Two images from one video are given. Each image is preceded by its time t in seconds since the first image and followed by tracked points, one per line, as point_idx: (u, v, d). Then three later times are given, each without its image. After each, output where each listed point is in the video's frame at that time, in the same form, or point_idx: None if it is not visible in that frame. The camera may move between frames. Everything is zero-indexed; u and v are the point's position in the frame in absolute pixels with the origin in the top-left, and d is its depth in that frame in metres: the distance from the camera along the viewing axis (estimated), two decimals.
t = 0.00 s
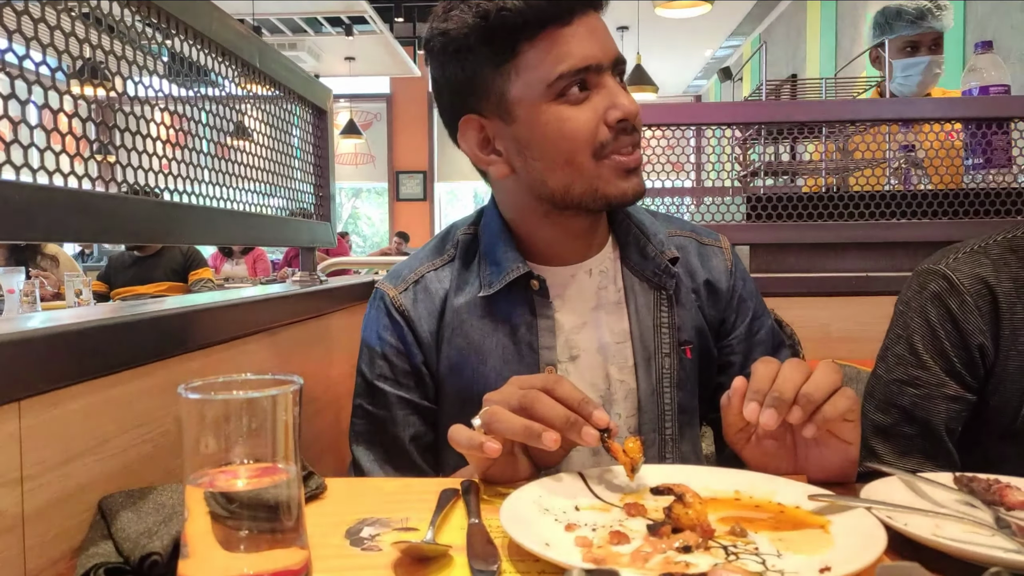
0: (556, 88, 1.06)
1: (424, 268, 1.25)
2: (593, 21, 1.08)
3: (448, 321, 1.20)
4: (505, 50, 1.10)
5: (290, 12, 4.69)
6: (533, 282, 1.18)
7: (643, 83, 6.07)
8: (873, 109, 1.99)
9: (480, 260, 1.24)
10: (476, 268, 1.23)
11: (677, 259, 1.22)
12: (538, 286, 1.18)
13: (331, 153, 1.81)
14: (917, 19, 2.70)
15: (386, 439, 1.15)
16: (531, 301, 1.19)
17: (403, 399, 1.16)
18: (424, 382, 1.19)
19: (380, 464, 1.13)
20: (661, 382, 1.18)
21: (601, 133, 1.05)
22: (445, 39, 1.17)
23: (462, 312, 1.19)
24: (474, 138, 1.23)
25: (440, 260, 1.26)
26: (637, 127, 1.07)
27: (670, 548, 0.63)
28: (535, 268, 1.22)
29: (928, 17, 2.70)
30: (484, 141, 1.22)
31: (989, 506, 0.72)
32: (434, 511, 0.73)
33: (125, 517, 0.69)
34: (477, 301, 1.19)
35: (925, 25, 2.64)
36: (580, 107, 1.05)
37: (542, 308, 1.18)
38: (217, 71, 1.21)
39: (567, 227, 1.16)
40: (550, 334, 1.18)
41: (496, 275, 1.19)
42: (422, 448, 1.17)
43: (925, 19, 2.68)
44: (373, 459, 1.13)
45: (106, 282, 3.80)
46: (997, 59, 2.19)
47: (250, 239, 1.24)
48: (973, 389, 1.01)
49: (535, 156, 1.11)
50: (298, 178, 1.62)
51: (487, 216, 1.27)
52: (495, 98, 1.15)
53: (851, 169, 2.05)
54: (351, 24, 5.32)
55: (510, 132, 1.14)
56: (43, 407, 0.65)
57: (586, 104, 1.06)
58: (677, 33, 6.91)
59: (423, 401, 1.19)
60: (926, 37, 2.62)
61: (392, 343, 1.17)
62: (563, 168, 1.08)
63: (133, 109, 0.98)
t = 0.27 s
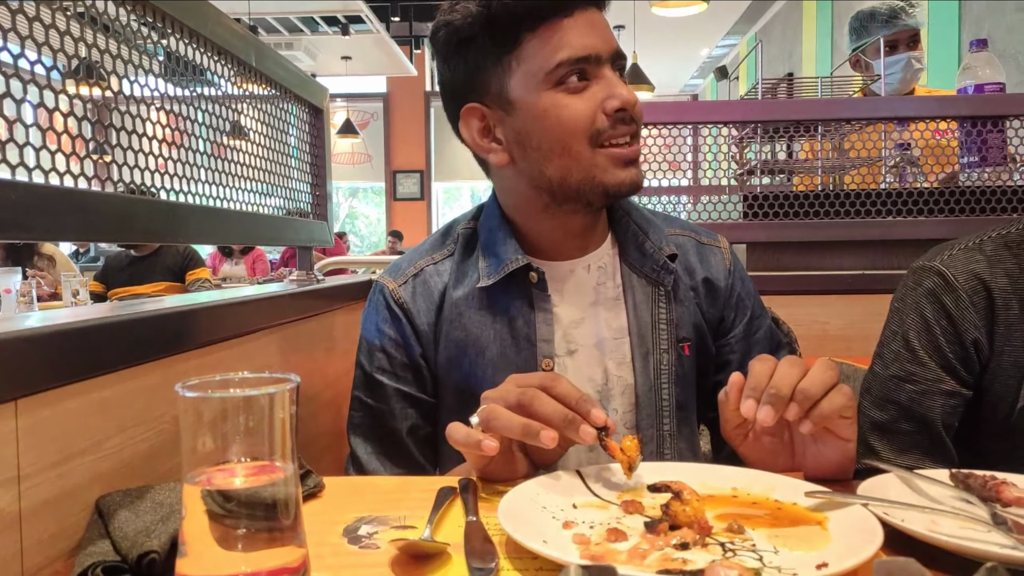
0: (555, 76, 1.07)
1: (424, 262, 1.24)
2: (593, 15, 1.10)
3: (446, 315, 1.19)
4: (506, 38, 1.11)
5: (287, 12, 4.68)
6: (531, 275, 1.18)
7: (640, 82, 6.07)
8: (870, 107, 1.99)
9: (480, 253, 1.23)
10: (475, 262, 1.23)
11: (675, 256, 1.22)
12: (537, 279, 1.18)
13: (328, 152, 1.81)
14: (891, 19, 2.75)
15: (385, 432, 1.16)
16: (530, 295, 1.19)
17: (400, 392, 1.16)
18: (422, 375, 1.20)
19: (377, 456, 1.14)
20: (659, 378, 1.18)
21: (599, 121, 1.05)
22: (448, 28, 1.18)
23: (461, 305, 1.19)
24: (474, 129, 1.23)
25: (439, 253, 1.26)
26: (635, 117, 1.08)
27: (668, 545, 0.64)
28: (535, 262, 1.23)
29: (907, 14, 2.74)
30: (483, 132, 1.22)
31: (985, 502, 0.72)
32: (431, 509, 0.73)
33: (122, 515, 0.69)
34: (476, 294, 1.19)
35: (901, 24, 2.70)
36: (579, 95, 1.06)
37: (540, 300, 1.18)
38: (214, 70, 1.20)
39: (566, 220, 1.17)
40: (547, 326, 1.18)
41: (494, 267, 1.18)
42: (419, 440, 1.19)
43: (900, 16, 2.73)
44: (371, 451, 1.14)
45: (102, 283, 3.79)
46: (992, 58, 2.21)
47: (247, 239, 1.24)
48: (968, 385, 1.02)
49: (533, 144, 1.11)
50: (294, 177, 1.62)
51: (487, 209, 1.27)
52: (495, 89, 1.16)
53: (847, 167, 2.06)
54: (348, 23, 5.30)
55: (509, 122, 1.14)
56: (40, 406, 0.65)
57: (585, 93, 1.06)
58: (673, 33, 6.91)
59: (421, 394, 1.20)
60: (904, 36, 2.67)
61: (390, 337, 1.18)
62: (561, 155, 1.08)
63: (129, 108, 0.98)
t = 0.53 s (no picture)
0: (552, 68, 1.08)
1: (425, 259, 1.25)
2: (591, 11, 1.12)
3: (447, 309, 1.19)
4: (507, 33, 1.12)
5: (288, 11, 4.68)
6: (531, 269, 1.18)
7: (641, 82, 6.06)
8: (873, 106, 1.98)
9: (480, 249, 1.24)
10: (476, 257, 1.23)
11: (675, 254, 1.22)
12: (537, 274, 1.18)
13: (330, 152, 1.81)
14: (906, 15, 2.68)
15: (385, 429, 1.15)
16: (530, 290, 1.19)
17: (400, 388, 1.16)
18: (422, 372, 1.20)
19: (377, 453, 1.14)
20: (659, 377, 1.18)
21: (596, 111, 1.05)
22: (450, 25, 1.20)
23: (461, 300, 1.19)
24: (473, 123, 1.23)
25: (440, 250, 1.26)
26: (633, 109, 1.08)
27: (667, 545, 0.64)
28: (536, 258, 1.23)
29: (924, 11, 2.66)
30: (482, 126, 1.22)
31: (986, 503, 0.72)
32: (431, 508, 0.73)
33: (122, 515, 0.69)
34: (476, 288, 1.19)
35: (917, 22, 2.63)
36: (576, 86, 1.07)
37: (539, 295, 1.18)
38: (215, 70, 1.21)
39: (565, 214, 1.17)
40: (547, 321, 1.18)
41: (495, 261, 1.19)
42: (418, 438, 1.19)
43: (915, 12, 2.66)
44: (371, 446, 1.14)
45: (103, 282, 3.80)
46: (995, 58, 2.20)
47: (248, 239, 1.24)
48: (970, 384, 1.02)
49: (530, 136, 1.11)
50: (296, 177, 1.62)
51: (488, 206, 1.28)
52: (494, 84, 1.16)
53: (848, 168, 2.06)
54: (349, 23, 5.30)
55: (507, 115, 1.15)
56: (41, 406, 0.65)
57: (582, 84, 1.07)
58: (675, 32, 6.91)
59: (421, 391, 1.19)
60: (918, 32, 2.64)
61: (391, 332, 1.18)
62: (558, 144, 1.08)
63: (130, 108, 0.98)
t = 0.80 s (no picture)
0: (549, 69, 1.08)
1: (423, 258, 1.25)
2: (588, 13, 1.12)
3: (444, 308, 1.19)
4: (506, 32, 1.12)
5: (285, 12, 4.68)
6: (528, 267, 1.19)
7: (638, 83, 6.06)
8: (869, 107, 1.99)
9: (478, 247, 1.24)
10: (474, 257, 1.23)
11: (673, 253, 1.23)
12: (534, 272, 1.18)
13: (328, 153, 1.81)
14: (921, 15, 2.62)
15: (383, 428, 1.15)
16: (528, 288, 1.19)
17: (398, 386, 1.16)
18: (420, 371, 1.20)
19: (375, 451, 1.13)
20: (657, 375, 1.19)
21: (593, 110, 1.05)
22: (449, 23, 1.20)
23: (459, 298, 1.19)
24: (471, 123, 1.23)
25: (439, 249, 1.26)
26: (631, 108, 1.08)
27: (667, 544, 0.64)
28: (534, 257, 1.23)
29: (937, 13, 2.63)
30: (480, 127, 1.22)
31: (983, 501, 0.72)
32: (430, 509, 0.73)
33: (121, 516, 0.69)
34: (473, 286, 1.19)
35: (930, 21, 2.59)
36: (573, 86, 1.07)
37: (537, 294, 1.19)
38: (213, 71, 1.20)
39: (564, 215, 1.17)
40: (545, 320, 1.18)
41: (492, 259, 1.19)
42: (416, 437, 1.18)
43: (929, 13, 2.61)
44: (370, 445, 1.14)
45: (100, 284, 3.80)
46: (990, 59, 2.21)
47: (246, 240, 1.24)
48: (967, 381, 1.02)
49: (528, 135, 1.11)
50: (293, 178, 1.62)
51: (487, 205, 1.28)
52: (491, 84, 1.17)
53: (845, 169, 2.06)
54: (346, 24, 5.29)
55: (505, 115, 1.15)
56: (39, 407, 0.65)
57: (580, 85, 1.07)
58: (671, 33, 6.92)
59: (419, 390, 1.19)
60: (930, 33, 2.60)
61: (389, 331, 1.18)
62: (556, 144, 1.08)
63: (127, 109, 0.98)
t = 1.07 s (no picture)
0: (546, 66, 1.08)
1: (429, 258, 1.25)
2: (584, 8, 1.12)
3: (450, 308, 1.20)
4: (502, 35, 1.14)
5: (289, 13, 4.69)
6: (534, 269, 1.19)
7: (642, 83, 6.05)
8: (874, 109, 1.98)
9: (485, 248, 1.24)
10: (480, 258, 1.24)
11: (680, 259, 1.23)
12: (540, 274, 1.18)
13: (331, 154, 1.81)
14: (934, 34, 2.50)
15: (387, 428, 1.15)
16: (534, 291, 1.19)
17: (402, 386, 1.16)
18: (424, 371, 1.20)
19: (378, 452, 1.13)
20: (662, 381, 1.18)
21: (591, 101, 1.05)
22: (451, 36, 1.23)
23: (465, 298, 1.20)
24: (477, 129, 1.24)
25: (445, 250, 1.27)
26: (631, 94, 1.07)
27: (669, 548, 0.63)
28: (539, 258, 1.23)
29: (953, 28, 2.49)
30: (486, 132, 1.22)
31: (988, 506, 0.72)
32: (432, 511, 0.73)
33: (123, 517, 0.69)
34: (480, 287, 1.20)
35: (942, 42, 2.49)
36: (571, 80, 1.06)
37: (543, 295, 1.19)
38: (217, 72, 1.21)
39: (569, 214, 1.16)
40: (549, 322, 1.18)
41: (498, 261, 1.19)
42: (419, 438, 1.18)
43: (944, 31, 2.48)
44: (373, 444, 1.13)
45: (104, 283, 3.81)
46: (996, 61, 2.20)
47: (250, 240, 1.24)
48: (973, 384, 1.02)
49: (528, 135, 1.11)
50: (297, 178, 1.62)
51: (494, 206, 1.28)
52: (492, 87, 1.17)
53: (850, 171, 2.05)
54: (350, 24, 5.29)
55: (506, 117, 1.15)
56: (42, 408, 0.65)
57: (577, 79, 1.06)
58: (675, 34, 6.91)
59: (423, 390, 1.19)
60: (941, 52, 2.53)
61: (394, 330, 1.18)
62: (556, 141, 1.08)
63: (132, 110, 0.98)
